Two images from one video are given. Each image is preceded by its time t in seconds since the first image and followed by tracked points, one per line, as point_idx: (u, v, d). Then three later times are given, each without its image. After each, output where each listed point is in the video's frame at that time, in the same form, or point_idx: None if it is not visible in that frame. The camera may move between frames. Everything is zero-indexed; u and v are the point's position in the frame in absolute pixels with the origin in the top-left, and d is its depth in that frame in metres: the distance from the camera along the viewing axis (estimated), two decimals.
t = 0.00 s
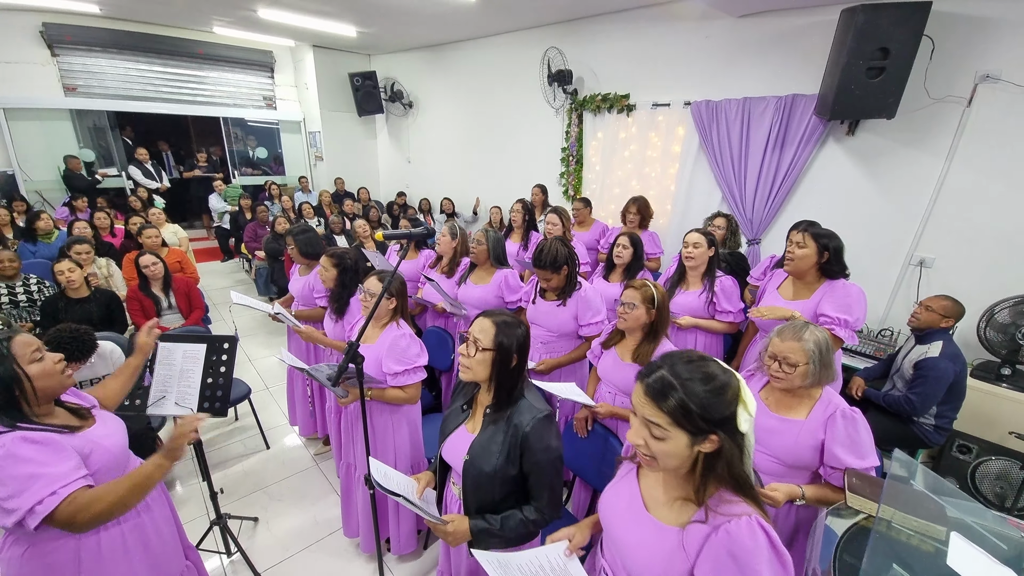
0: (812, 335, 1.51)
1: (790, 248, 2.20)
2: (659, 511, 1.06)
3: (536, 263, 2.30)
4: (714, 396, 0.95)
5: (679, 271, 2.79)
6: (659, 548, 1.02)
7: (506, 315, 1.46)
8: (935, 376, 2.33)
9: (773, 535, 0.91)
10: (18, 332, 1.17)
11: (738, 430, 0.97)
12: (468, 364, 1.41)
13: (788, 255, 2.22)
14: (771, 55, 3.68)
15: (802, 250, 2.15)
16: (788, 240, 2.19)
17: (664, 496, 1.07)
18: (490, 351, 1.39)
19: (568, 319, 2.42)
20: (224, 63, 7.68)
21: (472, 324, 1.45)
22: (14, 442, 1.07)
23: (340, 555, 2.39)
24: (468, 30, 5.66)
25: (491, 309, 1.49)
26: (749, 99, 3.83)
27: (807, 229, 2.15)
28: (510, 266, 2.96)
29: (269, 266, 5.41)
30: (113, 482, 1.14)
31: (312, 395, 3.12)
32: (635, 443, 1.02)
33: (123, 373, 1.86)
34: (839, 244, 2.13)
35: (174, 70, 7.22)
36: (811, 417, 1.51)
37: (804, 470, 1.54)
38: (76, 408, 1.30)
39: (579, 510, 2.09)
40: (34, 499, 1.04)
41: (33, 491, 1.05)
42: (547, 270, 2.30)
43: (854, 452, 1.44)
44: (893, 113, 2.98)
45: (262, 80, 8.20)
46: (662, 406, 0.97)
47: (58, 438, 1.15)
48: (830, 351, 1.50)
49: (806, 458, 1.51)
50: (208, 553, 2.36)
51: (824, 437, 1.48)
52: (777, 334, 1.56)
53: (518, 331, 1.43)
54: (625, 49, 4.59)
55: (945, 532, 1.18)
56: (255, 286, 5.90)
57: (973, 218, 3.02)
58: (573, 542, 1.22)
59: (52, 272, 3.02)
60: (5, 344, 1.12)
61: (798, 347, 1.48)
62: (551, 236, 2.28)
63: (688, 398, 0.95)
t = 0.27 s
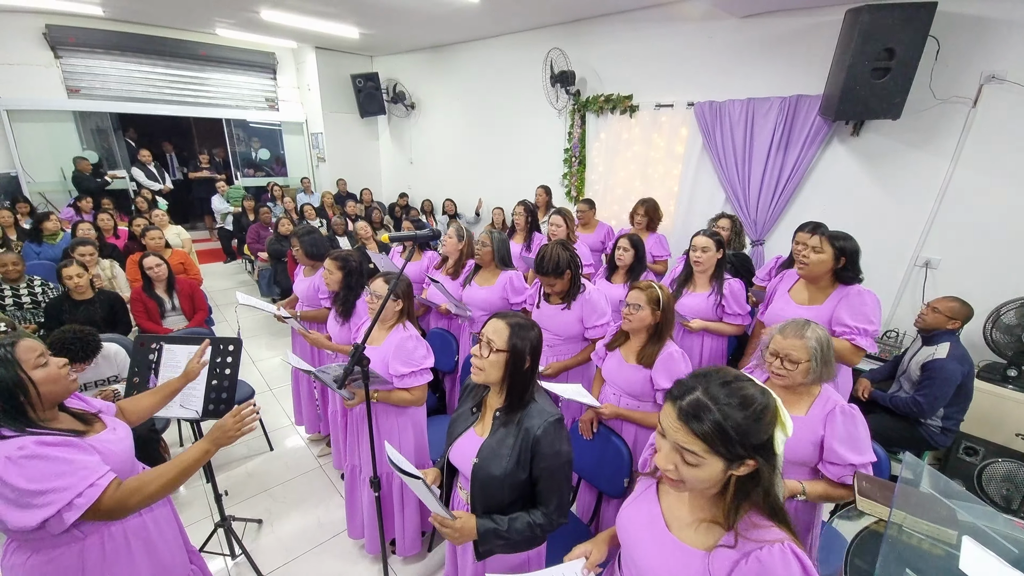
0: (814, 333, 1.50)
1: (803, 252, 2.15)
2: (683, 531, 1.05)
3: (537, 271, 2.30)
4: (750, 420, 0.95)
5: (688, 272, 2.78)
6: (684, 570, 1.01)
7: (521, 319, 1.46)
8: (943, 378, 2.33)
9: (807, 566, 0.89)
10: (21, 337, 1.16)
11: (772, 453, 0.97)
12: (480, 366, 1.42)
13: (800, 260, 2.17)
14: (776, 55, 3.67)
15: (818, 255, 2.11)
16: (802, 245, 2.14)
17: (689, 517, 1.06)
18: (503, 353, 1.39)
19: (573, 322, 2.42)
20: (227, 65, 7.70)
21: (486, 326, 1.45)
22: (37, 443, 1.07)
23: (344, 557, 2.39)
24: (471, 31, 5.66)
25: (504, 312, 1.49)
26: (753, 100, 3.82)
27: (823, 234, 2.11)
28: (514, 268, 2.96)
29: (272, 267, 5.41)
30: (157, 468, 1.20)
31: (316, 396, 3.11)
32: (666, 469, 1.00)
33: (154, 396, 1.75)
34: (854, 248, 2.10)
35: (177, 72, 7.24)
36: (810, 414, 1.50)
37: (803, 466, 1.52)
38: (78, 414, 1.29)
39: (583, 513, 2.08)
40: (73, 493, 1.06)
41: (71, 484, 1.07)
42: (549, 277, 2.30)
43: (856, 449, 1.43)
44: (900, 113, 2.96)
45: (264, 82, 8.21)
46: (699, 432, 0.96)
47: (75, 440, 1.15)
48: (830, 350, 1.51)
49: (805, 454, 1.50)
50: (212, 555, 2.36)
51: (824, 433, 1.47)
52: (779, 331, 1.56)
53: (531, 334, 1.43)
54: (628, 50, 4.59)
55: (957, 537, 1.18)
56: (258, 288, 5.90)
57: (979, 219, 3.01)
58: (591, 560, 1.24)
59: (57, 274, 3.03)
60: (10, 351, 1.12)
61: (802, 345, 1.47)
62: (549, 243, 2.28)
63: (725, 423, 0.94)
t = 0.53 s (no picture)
0: (802, 330, 1.50)
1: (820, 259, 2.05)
2: (695, 538, 1.05)
3: (541, 273, 2.31)
4: (766, 455, 0.90)
5: (695, 272, 2.78)
6: None
7: (525, 319, 1.46)
8: (946, 379, 2.33)
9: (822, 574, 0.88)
10: (26, 338, 1.16)
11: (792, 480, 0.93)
12: (485, 365, 1.42)
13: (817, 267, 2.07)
14: (778, 55, 3.67)
15: (834, 262, 2.00)
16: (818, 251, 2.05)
17: (702, 525, 1.05)
18: (508, 353, 1.40)
19: (576, 322, 2.42)
20: (228, 64, 7.69)
21: (489, 327, 1.45)
22: (49, 442, 1.08)
23: (348, 557, 2.39)
24: (473, 31, 5.66)
25: (508, 312, 1.49)
26: (755, 100, 3.82)
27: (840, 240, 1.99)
28: (518, 268, 2.96)
29: (273, 267, 5.41)
30: (173, 456, 1.24)
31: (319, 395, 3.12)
32: (679, 490, 0.99)
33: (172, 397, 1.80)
34: (874, 255, 1.97)
35: (178, 71, 7.24)
36: (801, 407, 1.50)
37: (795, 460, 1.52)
38: (84, 415, 1.29)
39: (586, 513, 2.09)
40: (94, 485, 1.08)
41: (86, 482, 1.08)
42: (552, 278, 2.30)
43: (848, 442, 1.42)
44: (901, 115, 2.97)
45: (266, 81, 8.21)
46: (712, 468, 0.91)
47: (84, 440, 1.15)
48: (819, 344, 1.50)
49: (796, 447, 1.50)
50: (216, 554, 2.36)
51: (814, 427, 1.48)
52: (767, 329, 1.56)
53: (535, 333, 1.43)
54: (631, 50, 4.59)
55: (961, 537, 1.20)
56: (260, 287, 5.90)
57: (982, 220, 3.01)
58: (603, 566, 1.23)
59: (60, 274, 3.03)
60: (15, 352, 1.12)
61: (790, 342, 1.47)
62: (552, 245, 2.28)
63: (739, 460, 0.89)
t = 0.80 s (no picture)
0: (794, 327, 1.51)
1: (840, 261, 2.02)
2: (702, 538, 1.06)
3: (547, 268, 2.29)
4: (776, 459, 0.90)
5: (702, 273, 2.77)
6: None
7: (524, 317, 1.46)
8: (950, 378, 2.34)
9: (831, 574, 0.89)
10: (31, 341, 1.16)
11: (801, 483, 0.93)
12: (485, 363, 1.42)
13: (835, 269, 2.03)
14: (780, 55, 3.67)
15: (855, 264, 1.97)
16: (839, 253, 2.02)
17: (709, 525, 1.06)
18: (508, 350, 1.40)
19: (578, 321, 2.42)
20: (228, 64, 7.69)
21: (489, 325, 1.45)
22: (55, 445, 1.08)
23: (352, 556, 2.39)
24: (473, 30, 5.66)
25: (507, 310, 1.49)
26: (758, 100, 3.82)
27: (860, 241, 1.97)
28: (521, 268, 2.96)
29: (275, 267, 5.40)
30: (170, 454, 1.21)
31: (322, 395, 3.11)
32: (689, 495, 0.99)
33: (165, 400, 1.76)
34: (896, 259, 1.94)
35: (178, 71, 7.23)
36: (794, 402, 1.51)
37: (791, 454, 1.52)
38: (92, 419, 1.29)
39: (590, 513, 2.10)
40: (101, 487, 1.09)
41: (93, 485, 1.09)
42: (558, 275, 2.30)
43: (839, 434, 1.43)
44: (904, 114, 2.97)
45: (266, 81, 8.21)
46: (722, 474, 0.91)
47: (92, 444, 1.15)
48: (811, 341, 1.51)
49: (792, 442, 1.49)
50: (219, 554, 2.36)
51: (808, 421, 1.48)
52: (760, 327, 1.55)
53: (535, 330, 1.43)
54: (632, 50, 4.59)
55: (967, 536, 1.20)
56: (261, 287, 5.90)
57: (984, 219, 3.01)
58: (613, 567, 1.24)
59: (62, 275, 3.03)
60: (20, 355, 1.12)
61: (781, 340, 1.48)
62: (562, 240, 2.27)
63: (750, 465, 0.89)
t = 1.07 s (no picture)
0: (791, 324, 1.50)
1: (857, 263, 2.01)
2: (701, 527, 1.06)
3: (551, 265, 2.29)
4: (776, 443, 0.91)
5: (706, 276, 2.77)
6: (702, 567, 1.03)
7: (522, 311, 1.45)
8: (954, 379, 2.33)
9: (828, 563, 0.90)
10: (37, 344, 1.16)
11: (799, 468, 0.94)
12: (483, 358, 1.41)
13: (852, 271, 2.03)
14: (783, 55, 3.66)
15: (871, 266, 1.95)
16: (855, 254, 2.01)
17: (707, 514, 1.06)
18: (505, 345, 1.39)
19: (582, 321, 2.41)
20: (230, 64, 7.69)
21: (487, 319, 1.44)
22: (58, 454, 1.07)
23: (354, 557, 2.39)
24: (475, 30, 5.66)
25: (505, 305, 1.49)
26: (760, 99, 3.81)
27: (877, 243, 1.96)
28: (524, 268, 2.96)
29: (276, 266, 5.40)
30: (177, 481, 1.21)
31: (324, 395, 3.11)
32: (689, 482, 0.99)
33: (163, 403, 1.78)
34: (914, 262, 1.91)
35: (180, 71, 7.23)
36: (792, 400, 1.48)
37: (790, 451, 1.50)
38: (97, 422, 1.29)
39: (593, 514, 2.09)
40: (96, 506, 1.06)
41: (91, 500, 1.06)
42: (562, 272, 2.29)
43: (840, 430, 1.42)
44: (908, 114, 2.96)
45: (267, 81, 8.21)
46: (724, 456, 0.92)
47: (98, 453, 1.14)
48: (807, 338, 1.51)
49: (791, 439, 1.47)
50: (221, 555, 2.36)
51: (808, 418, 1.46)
52: (758, 325, 1.54)
53: (533, 326, 1.43)
54: (634, 50, 4.59)
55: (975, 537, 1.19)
56: (262, 287, 5.90)
57: (988, 220, 3.00)
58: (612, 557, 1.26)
59: (64, 275, 3.03)
60: (26, 359, 1.11)
61: (780, 337, 1.47)
62: (566, 239, 2.28)
63: (751, 448, 0.90)
